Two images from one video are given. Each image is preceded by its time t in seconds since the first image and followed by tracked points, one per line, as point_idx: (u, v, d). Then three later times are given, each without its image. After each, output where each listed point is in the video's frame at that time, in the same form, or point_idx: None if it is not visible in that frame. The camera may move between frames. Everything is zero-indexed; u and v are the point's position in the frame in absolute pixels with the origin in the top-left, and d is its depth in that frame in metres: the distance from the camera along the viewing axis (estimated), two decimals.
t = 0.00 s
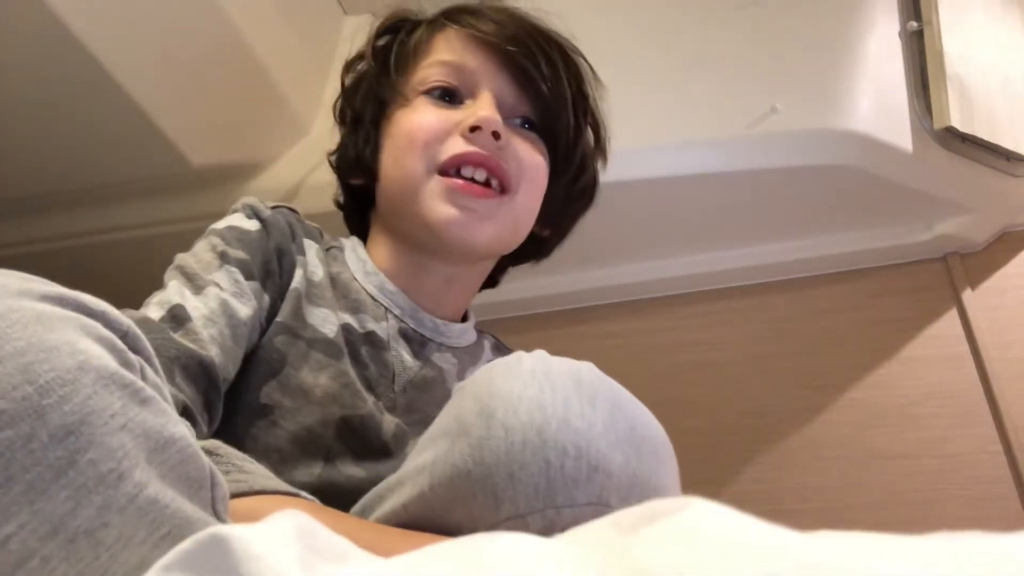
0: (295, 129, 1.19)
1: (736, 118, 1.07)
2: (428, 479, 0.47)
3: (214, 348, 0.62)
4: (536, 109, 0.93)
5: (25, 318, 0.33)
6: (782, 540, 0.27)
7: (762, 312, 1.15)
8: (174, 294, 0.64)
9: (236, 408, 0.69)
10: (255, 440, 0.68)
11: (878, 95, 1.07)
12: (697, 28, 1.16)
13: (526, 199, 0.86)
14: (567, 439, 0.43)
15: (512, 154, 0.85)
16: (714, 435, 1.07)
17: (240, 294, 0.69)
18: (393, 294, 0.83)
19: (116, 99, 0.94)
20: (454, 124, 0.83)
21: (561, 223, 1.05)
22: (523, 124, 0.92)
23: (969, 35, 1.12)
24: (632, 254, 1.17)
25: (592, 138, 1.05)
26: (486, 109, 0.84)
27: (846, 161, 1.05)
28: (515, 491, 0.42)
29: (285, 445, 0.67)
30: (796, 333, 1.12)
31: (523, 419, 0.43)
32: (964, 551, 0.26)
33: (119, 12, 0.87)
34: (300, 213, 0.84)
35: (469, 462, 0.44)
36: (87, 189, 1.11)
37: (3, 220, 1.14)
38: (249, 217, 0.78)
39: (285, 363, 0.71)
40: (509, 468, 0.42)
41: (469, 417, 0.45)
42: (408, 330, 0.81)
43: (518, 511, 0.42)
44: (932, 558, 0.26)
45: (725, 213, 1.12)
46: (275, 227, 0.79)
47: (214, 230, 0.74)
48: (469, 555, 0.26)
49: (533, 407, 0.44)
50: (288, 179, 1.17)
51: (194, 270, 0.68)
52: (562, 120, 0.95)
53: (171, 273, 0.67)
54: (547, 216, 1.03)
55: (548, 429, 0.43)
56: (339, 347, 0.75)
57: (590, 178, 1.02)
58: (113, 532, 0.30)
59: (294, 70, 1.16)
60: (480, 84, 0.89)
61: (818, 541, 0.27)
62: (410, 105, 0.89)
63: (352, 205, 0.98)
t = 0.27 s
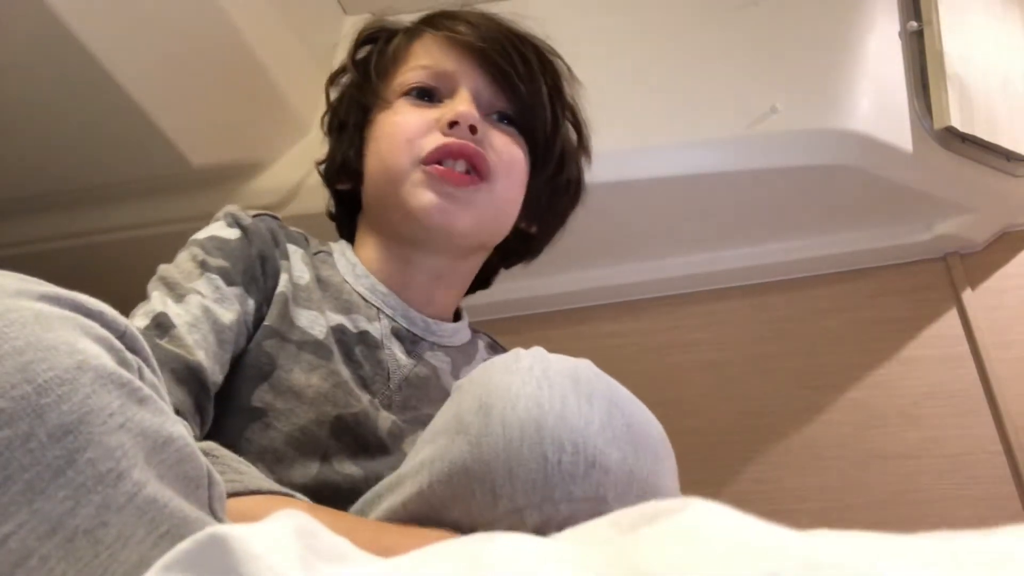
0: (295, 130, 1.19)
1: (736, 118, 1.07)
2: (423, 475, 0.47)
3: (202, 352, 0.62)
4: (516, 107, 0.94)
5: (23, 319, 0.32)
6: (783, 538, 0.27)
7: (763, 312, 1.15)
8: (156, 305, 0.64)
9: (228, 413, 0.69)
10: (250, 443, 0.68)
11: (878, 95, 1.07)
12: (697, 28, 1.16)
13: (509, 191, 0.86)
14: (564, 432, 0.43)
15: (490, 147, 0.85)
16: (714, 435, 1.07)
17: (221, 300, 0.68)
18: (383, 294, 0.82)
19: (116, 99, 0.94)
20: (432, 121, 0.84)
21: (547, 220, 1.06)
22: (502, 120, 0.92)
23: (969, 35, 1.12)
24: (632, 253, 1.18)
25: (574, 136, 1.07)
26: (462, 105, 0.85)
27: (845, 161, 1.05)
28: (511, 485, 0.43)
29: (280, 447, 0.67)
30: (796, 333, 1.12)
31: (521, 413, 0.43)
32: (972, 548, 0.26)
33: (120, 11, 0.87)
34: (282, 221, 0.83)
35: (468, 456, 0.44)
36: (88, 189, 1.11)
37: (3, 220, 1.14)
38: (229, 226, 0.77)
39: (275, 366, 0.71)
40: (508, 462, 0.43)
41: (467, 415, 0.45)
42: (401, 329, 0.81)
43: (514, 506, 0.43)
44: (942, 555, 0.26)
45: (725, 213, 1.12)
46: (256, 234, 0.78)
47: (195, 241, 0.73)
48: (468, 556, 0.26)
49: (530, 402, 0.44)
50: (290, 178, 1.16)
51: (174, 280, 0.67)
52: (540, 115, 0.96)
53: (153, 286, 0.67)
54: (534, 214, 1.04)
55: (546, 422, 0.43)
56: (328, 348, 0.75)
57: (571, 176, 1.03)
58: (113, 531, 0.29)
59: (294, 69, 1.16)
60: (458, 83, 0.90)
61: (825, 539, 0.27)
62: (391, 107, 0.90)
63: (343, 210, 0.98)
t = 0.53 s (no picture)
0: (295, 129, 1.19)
1: (735, 118, 1.07)
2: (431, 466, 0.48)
3: (186, 357, 0.62)
4: (502, 117, 0.93)
5: (18, 318, 0.30)
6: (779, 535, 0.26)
7: (763, 312, 1.15)
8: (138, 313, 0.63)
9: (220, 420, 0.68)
10: (245, 451, 0.67)
11: (877, 95, 1.07)
12: (697, 26, 1.16)
13: (499, 203, 0.86)
14: (561, 414, 0.44)
15: (484, 162, 0.85)
16: (714, 435, 1.07)
17: (205, 309, 0.67)
18: (373, 296, 0.82)
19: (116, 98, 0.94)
20: (428, 137, 0.82)
21: (520, 221, 1.03)
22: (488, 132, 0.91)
23: (969, 35, 1.12)
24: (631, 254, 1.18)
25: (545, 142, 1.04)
26: (457, 119, 0.84)
27: (844, 161, 1.05)
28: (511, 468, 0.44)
29: (275, 455, 0.68)
30: (796, 333, 1.12)
31: (523, 395, 0.44)
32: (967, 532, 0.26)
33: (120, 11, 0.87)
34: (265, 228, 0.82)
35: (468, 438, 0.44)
36: (87, 188, 1.11)
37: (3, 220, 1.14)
38: (213, 236, 0.76)
39: (267, 375, 0.71)
40: (509, 443, 0.43)
41: (468, 399, 0.46)
42: (392, 331, 0.81)
43: (514, 487, 0.44)
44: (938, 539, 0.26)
45: (725, 213, 1.12)
46: (240, 243, 0.77)
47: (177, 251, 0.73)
48: (468, 555, 0.26)
49: (529, 386, 0.45)
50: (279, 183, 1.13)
51: (158, 289, 0.67)
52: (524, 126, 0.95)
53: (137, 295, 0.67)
54: (514, 219, 1.03)
55: (545, 405, 0.44)
56: (320, 355, 0.74)
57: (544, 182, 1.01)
58: (112, 530, 0.28)
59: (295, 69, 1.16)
60: (448, 96, 0.88)
61: (819, 528, 0.27)
62: (380, 117, 0.88)
63: (317, 212, 0.96)
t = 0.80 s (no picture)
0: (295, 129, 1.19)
1: (736, 118, 1.07)
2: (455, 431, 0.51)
3: (157, 364, 0.59)
4: (486, 112, 0.90)
5: (15, 313, 0.30)
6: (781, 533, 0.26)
7: (763, 312, 1.15)
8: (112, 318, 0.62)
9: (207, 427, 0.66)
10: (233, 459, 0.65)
11: (877, 96, 1.07)
12: (696, 26, 1.16)
13: (484, 198, 0.85)
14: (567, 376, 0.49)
15: (469, 157, 0.83)
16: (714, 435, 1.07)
17: (183, 313, 0.66)
18: (358, 296, 0.80)
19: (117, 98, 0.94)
20: (411, 130, 0.80)
21: (505, 217, 1.02)
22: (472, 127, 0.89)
23: (969, 35, 1.12)
24: (632, 253, 1.18)
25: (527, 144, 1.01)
26: (441, 113, 0.82)
27: (843, 161, 1.05)
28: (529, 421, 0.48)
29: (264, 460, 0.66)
30: (796, 332, 1.12)
31: (533, 360, 0.48)
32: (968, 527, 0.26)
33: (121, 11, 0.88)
34: (250, 230, 0.80)
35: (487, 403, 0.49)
36: (88, 188, 1.11)
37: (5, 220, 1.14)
38: (195, 237, 0.75)
39: (253, 377, 0.69)
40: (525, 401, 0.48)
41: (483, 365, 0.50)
42: (378, 331, 0.79)
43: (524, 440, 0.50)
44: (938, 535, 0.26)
45: (725, 213, 1.12)
46: (223, 245, 0.75)
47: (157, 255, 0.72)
48: (467, 553, 0.26)
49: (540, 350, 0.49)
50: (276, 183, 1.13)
51: (135, 295, 0.66)
52: (508, 122, 0.93)
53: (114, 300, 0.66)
54: (502, 213, 1.01)
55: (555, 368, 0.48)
56: (307, 355, 0.72)
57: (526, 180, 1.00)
58: (112, 524, 0.28)
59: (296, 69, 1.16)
60: (432, 92, 0.86)
61: (820, 525, 0.27)
62: (362, 113, 0.85)
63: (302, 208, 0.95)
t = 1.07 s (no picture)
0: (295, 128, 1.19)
1: (736, 118, 1.07)
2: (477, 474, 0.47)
3: (137, 361, 0.60)
4: (473, 96, 0.90)
5: None
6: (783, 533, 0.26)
7: (763, 312, 1.15)
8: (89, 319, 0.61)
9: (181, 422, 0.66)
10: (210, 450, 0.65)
11: (877, 96, 1.07)
12: (696, 26, 1.16)
13: (468, 185, 0.84)
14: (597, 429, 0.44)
15: (454, 141, 0.83)
16: (715, 436, 1.07)
17: (160, 310, 0.66)
18: (332, 288, 0.80)
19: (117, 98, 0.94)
20: (399, 111, 0.80)
21: (489, 208, 1.01)
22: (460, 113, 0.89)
23: (970, 35, 1.12)
24: (632, 253, 1.18)
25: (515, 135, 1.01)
26: (429, 94, 0.82)
27: (842, 161, 1.05)
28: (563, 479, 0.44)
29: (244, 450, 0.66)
30: (796, 333, 1.12)
31: (558, 413, 0.44)
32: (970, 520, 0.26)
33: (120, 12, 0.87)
34: (221, 225, 0.81)
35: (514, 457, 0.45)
36: (88, 188, 1.11)
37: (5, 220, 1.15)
38: (166, 234, 0.75)
39: (226, 369, 0.68)
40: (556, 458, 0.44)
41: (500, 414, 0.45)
42: (354, 322, 0.79)
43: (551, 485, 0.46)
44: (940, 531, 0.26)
45: (724, 213, 1.12)
46: (194, 240, 0.75)
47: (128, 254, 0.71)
48: (465, 552, 0.27)
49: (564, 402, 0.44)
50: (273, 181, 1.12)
51: (111, 295, 0.65)
52: (496, 109, 0.92)
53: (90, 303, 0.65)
54: (491, 206, 1.01)
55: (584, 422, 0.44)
56: (278, 345, 0.72)
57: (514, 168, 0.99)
58: (92, 517, 0.27)
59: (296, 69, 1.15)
60: (421, 74, 0.86)
61: (824, 525, 0.27)
62: (349, 92, 0.85)
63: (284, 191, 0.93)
